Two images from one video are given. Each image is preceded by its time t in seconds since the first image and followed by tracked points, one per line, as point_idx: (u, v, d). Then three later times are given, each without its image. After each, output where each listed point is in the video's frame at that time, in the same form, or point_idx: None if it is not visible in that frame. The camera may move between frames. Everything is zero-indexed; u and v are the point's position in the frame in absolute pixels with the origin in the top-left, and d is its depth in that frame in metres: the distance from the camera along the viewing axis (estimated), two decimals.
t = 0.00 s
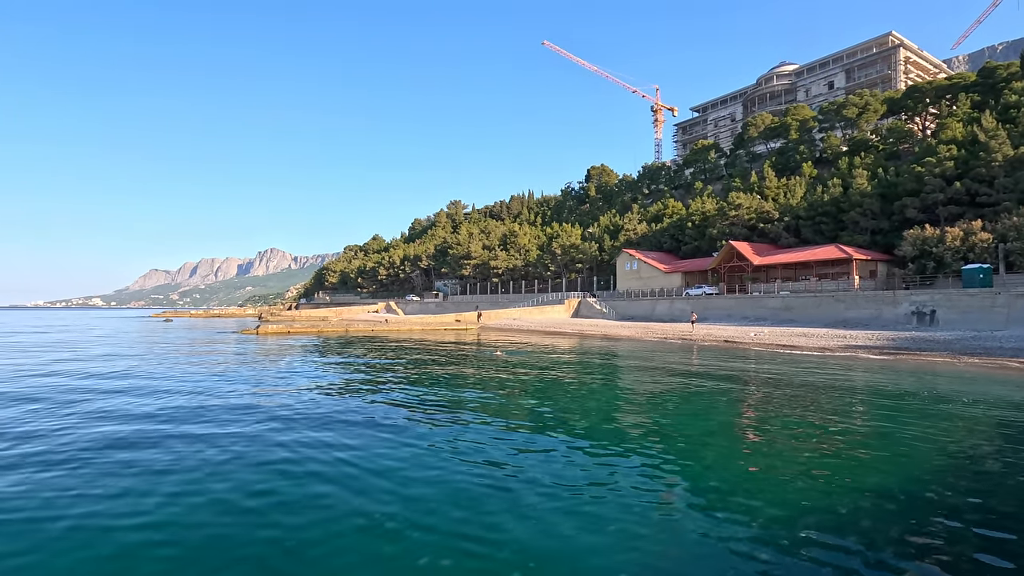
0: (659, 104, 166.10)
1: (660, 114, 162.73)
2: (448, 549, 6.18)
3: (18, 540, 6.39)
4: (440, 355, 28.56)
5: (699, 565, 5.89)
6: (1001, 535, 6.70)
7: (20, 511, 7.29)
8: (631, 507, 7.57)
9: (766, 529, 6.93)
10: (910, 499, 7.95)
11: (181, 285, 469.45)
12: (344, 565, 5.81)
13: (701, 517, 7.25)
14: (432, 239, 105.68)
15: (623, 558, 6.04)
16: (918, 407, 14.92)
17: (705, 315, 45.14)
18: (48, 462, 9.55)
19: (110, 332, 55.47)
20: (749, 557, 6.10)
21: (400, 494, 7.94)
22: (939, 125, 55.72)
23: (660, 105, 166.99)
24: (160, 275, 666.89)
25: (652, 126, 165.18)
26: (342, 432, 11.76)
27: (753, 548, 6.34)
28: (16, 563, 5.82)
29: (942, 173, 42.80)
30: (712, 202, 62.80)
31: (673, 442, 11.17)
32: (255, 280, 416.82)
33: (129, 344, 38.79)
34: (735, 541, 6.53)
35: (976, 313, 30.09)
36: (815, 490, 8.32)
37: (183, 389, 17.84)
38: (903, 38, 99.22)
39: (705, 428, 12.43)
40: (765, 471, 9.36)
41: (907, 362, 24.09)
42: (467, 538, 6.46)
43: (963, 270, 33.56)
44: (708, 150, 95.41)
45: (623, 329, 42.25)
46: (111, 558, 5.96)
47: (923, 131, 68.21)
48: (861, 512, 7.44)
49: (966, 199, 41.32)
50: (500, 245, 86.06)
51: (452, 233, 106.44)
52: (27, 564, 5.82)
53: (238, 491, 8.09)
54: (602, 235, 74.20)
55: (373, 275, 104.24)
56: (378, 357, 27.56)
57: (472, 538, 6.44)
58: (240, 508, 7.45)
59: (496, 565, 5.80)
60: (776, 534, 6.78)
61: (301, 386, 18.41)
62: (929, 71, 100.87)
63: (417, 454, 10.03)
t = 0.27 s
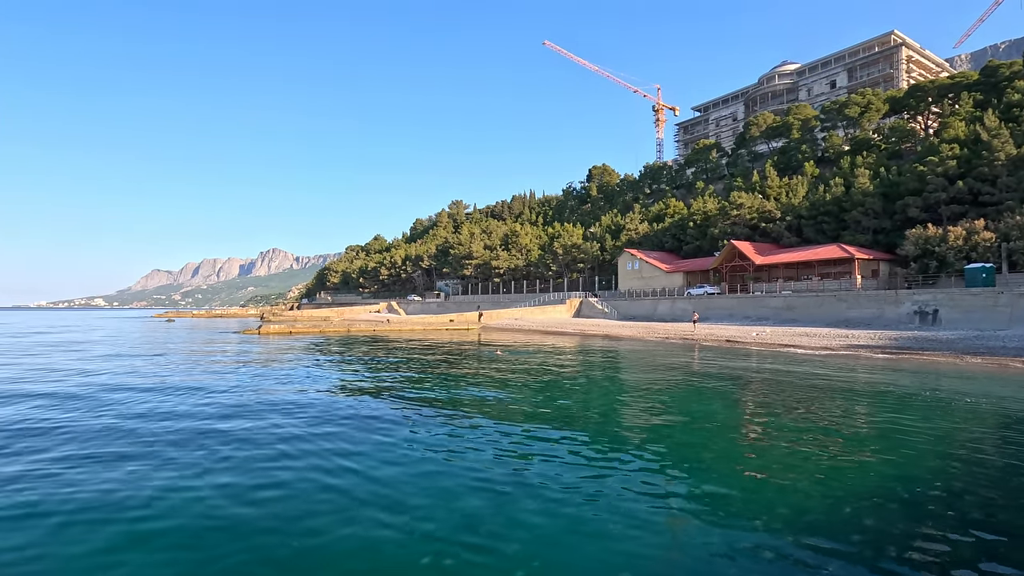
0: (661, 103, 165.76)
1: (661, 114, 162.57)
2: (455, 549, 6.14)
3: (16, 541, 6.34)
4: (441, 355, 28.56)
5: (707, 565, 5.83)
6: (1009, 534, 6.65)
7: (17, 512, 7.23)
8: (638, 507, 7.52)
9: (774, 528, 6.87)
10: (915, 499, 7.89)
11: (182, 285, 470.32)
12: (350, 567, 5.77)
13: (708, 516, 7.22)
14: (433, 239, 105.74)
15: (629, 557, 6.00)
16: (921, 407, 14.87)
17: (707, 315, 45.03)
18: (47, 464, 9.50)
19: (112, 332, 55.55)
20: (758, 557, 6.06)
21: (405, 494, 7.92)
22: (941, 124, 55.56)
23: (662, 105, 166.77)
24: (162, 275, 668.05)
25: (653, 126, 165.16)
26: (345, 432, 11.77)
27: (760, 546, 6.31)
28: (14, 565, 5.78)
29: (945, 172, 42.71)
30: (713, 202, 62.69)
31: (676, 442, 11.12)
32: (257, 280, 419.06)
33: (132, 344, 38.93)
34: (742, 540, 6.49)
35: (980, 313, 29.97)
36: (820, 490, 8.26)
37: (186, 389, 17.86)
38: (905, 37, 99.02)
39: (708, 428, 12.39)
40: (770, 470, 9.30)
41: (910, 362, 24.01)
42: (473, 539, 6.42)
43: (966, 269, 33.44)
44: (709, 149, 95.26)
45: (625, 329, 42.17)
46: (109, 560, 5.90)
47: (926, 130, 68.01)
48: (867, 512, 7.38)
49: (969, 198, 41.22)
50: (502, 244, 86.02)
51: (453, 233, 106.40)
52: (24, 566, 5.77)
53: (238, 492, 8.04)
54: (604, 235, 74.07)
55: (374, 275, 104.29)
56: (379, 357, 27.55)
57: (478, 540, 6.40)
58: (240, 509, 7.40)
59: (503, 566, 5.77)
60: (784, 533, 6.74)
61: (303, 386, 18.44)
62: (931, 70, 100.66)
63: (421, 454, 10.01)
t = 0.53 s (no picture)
0: (662, 104, 165.69)
1: (662, 114, 162.54)
2: (456, 547, 6.18)
3: (10, 543, 6.32)
4: (441, 355, 28.60)
5: (706, 563, 5.87)
6: (1006, 533, 6.69)
7: (13, 514, 7.22)
8: (638, 505, 7.56)
9: (773, 526, 6.91)
10: (915, 499, 7.87)
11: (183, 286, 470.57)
12: (352, 564, 5.82)
13: (708, 515, 7.26)
14: (433, 239, 105.82)
15: (629, 555, 6.04)
16: (922, 407, 14.85)
17: (708, 315, 45.03)
18: (44, 465, 9.49)
19: (114, 333, 55.64)
20: (757, 555, 6.10)
21: (406, 493, 7.97)
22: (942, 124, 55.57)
23: (663, 105, 166.71)
24: (163, 275, 668.87)
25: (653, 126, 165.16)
26: (346, 432, 11.83)
27: (759, 544, 6.35)
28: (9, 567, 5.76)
29: (945, 172, 42.74)
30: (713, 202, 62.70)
31: (675, 442, 11.11)
32: (258, 281, 419.35)
33: (134, 344, 39.04)
34: (742, 538, 6.53)
35: (980, 313, 29.97)
36: (819, 491, 8.25)
37: (188, 390, 17.92)
38: (906, 37, 98.94)
39: (707, 427, 12.43)
40: (769, 469, 9.34)
41: (910, 362, 24.02)
42: (472, 537, 6.47)
43: (967, 268, 33.42)
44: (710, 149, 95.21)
45: (625, 329, 42.18)
46: (103, 562, 5.88)
47: (926, 130, 67.99)
48: (866, 512, 7.36)
49: (969, 198, 41.23)
50: (502, 245, 86.04)
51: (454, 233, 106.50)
52: (18, 567, 5.76)
53: (234, 492, 8.03)
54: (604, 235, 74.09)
55: (375, 276, 104.36)
56: (380, 358, 27.60)
57: (478, 538, 6.45)
58: (237, 509, 7.39)
59: (504, 564, 5.81)
60: (782, 531, 6.79)
61: (304, 386, 18.50)
62: (932, 70, 100.58)
63: (422, 453, 10.06)
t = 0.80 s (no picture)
0: (665, 104, 165.43)
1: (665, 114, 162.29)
2: (457, 546, 6.19)
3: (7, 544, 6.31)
4: (444, 356, 28.63)
5: (707, 562, 5.87)
6: (1009, 534, 6.65)
7: (10, 514, 7.21)
8: (640, 505, 7.56)
9: (775, 526, 6.91)
10: (919, 500, 7.83)
11: (187, 286, 472.14)
12: (353, 562, 5.84)
13: (710, 515, 7.26)
14: (437, 239, 105.94)
15: (630, 554, 6.05)
16: (925, 407, 14.75)
17: (711, 315, 44.97)
18: (50, 464, 9.56)
19: (119, 333, 55.92)
20: (758, 554, 6.10)
21: (408, 492, 7.98)
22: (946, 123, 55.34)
23: (666, 106, 166.53)
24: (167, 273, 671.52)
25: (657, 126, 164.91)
26: (349, 431, 11.85)
27: (761, 545, 6.35)
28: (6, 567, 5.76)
29: (950, 171, 42.57)
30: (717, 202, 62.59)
31: (679, 443, 11.06)
32: (261, 281, 420.53)
33: (139, 345, 39.24)
34: (744, 538, 6.53)
35: (985, 313, 29.83)
36: (824, 493, 8.19)
37: (193, 389, 18.01)
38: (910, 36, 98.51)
39: (710, 428, 12.41)
40: (771, 469, 9.33)
41: (914, 362, 23.94)
42: (473, 535, 6.48)
43: (972, 268, 33.24)
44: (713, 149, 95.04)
45: (628, 329, 42.15)
46: (97, 563, 5.85)
47: (931, 130, 67.69)
48: (869, 515, 7.29)
49: (974, 198, 41.07)
50: (505, 245, 86.08)
51: (457, 234, 106.69)
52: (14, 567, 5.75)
53: (232, 493, 7.99)
54: (607, 235, 74.06)
55: (378, 276, 104.55)
56: (384, 358, 27.65)
57: (479, 536, 6.46)
58: (237, 509, 7.39)
59: (504, 562, 5.82)
60: (784, 531, 6.78)
61: (307, 386, 18.57)
62: (936, 69, 100.13)
63: (424, 453, 10.08)
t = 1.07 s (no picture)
0: (672, 102, 164.62)
1: (673, 112, 161.48)
2: (463, 543, 6.22)
3: (13, 543, 6.35)
4: (451, 355, 28.66)
5: (711, 561, 5.87)
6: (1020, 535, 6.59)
7: (16, 514, 7.25)
8: (646, 504, 7.55)
9: (781, 526, 6.89)
10: (929, 502, 7.76)
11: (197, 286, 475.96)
12: (361, 558, 5.90)
13: (716, 515, 7.24)
14: (444, 238, 106.07)
15: (635, 551, 6.05)
16: (936, 408, 14.59)
17: (719, 315, 44.73)
18: (64, 462, 9.70)
19: (129, 332, 56.44)
20: (764, 554, 6.08)
21: (414, 490, 8.02)
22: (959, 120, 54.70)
23: (673, 104, 165.65)
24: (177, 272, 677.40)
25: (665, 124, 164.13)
26: (356, 430, 11.91)
27: (767, 545, 6.33)
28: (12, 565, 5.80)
29: (962, 169, 42.10)
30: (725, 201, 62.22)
31: (684, 443, 11.01)
32: (270, 281, 423.39)
33: (149, 344, 39.57)
34: (750, 537, 6.52)
35: (998, 312, 29.45)
36: (830, 493, 8.14)
37: (202, 388, 18.16)
38: (921, 33, 97.46)
39: (717, 428, 12.35)
40: (779, 469, 9.29)
41: (925, 362, 23.69)
42: (479, 532, 6.50)
43: (984, 267, 32.76)
44: (722, 147, 94.47)
45: (635, 329, 42.01)
46: (100, 562, 5.88)
47: (943, 127, 66.91)
48: (876, 516, 7.23)
49: (987, 196, 40.58)
50: (512, 244, 86.04)
51: (464, 233, 106.79)
52: (19, 566, 5.79)
53: (236, 492, 8.02)
54: (614, 234, 73.86)
55: (386, 275, 104.85)
56: (391, 357, 27.71)
57: (486, 533, 6.49)
58: (246, 506, 7.46)
59: (510, 558, 5.85)
60: (791, 531, 6.75)
61: (315, 385, 18.65)
62: (948, 65, 98.96)
63: (431, 452, 10.11)
